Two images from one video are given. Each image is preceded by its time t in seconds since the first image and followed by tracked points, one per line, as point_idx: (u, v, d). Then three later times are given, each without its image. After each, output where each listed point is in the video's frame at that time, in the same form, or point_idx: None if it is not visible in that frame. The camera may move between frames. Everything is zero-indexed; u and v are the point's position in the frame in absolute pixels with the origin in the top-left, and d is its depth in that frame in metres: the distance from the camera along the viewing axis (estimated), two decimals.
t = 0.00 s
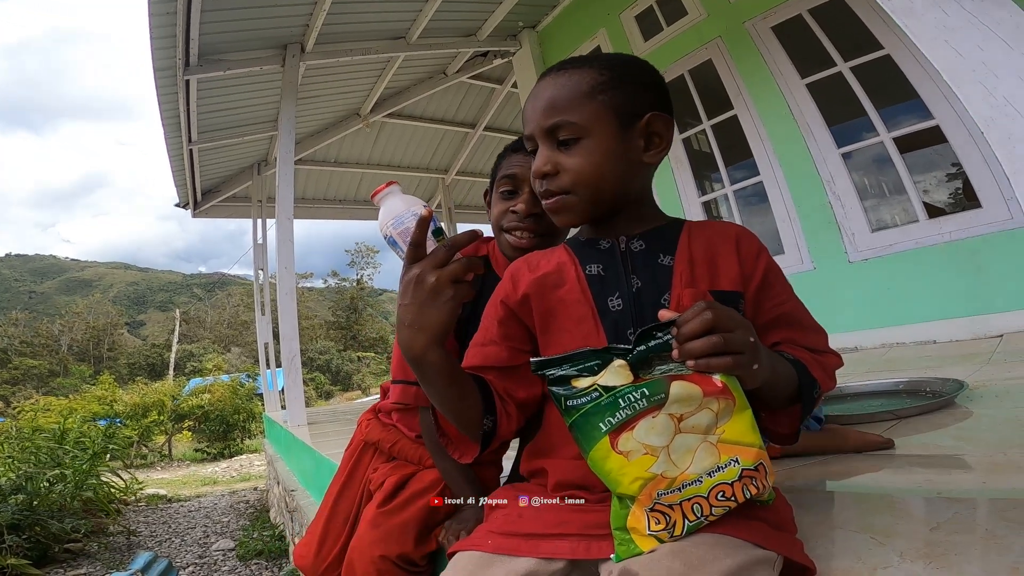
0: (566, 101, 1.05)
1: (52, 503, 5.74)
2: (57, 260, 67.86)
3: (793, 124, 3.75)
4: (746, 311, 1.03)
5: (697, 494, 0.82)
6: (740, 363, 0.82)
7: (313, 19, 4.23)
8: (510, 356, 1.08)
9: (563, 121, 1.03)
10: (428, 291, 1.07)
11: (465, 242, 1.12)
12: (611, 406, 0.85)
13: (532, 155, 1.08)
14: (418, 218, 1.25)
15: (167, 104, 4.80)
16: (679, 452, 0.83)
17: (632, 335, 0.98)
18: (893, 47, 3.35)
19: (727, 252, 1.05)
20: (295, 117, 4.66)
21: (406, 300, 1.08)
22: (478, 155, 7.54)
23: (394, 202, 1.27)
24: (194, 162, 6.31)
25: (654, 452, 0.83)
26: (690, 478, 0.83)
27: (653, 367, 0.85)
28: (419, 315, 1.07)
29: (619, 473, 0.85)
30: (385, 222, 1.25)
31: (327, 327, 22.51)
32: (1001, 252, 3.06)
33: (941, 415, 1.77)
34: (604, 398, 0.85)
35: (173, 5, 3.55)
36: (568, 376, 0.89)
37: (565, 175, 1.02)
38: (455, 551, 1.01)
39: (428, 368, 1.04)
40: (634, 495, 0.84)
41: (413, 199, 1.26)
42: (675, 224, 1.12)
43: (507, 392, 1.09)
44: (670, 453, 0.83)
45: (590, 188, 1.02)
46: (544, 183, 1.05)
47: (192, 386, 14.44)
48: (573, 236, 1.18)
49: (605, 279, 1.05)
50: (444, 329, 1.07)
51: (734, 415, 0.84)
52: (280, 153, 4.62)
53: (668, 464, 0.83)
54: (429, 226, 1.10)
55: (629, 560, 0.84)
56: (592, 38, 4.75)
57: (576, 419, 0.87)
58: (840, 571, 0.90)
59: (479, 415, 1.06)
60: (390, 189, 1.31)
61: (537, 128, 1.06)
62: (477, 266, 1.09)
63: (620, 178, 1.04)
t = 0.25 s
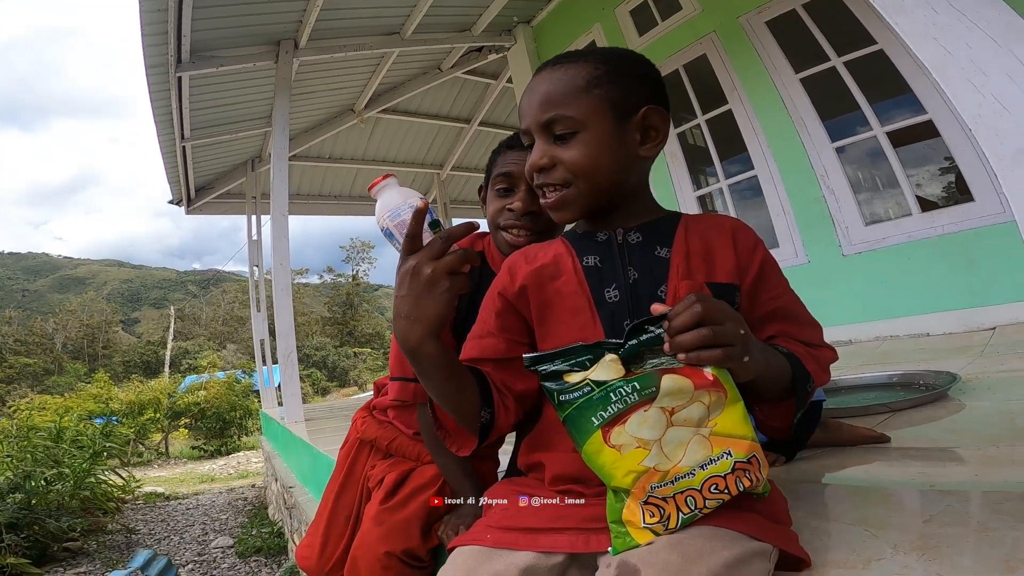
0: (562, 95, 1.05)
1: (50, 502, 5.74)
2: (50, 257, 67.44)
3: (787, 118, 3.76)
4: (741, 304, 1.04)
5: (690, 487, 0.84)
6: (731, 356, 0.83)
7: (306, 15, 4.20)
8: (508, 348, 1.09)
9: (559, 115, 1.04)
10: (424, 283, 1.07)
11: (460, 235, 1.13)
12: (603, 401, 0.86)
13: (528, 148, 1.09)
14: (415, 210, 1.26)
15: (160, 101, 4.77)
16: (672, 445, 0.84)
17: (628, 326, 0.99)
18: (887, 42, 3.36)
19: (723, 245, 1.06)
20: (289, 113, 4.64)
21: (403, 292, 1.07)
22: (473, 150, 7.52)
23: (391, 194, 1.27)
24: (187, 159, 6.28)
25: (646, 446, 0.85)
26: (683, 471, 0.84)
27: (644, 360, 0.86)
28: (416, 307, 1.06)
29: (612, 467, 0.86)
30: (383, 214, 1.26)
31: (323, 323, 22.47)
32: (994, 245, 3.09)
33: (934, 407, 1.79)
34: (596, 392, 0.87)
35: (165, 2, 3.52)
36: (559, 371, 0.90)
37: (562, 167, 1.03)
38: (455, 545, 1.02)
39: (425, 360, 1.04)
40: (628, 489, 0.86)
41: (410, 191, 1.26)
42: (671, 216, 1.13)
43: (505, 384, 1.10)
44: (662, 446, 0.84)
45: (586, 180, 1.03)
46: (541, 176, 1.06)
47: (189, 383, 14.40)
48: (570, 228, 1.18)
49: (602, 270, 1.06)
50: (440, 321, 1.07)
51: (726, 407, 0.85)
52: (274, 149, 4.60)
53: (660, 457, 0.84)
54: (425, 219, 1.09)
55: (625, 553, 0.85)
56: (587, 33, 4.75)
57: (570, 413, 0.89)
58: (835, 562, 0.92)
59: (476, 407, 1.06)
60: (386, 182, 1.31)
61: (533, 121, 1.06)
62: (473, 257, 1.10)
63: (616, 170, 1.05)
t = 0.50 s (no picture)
0: (558, 86, 1.06)
1: (48, 501, 5.74)
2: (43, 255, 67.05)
3: (782, 113, 3.77)
4: (741, 298, 1.06)
5: (691, 482, 0.85)
6: (733, 350, 0.84)
7: (300, 12, 4.18)
8: (506, 341, 1.09)
9: (555, 105, 1.04)
10: (421, 276, 1.07)
11: (457, 228, 1.12)
12: (605, 395, 0.88)
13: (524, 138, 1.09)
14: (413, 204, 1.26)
15: (153, 98, 4.74)
16: (673, 440, 0.86)
17: (627, 320, 1.00)
18: (881, 38, 3.36)
19: (722, 238, 1.07)
20: (284, 110, 4.62)
21: (400, 286, 1.07)
22: (468, 146, 7.51)
23: (389, 187, 1.28)
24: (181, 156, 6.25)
25: (649, 441, 0.86)
26: (685, 466, 0.85)
27: (646, 355, 0.87)
28: (413, 301, 1.07)
29: (614, 462, 0.87)
30: (381, 207, 1.27)
31: (319, 319, 22.44)
32: (988, 239, 3.10)
33: (928, 401, 1.81)
34: (599, 386, 0.89)
35: None
36: (562, 365, 0.92)
37: (558, 156, 1.03)
38: (454, 540, 1.02)
39: (422, 354, 1.06)
40: (630, 484, 0.87)
41: (408, 185, 1.27)
42: (671, 210, 1.14)
43: (503, 377, 1.10)
44: (665, 441, 0.86)
45: (580, 171, 1.04)
46: (535, 166, 1.06)
47: (185, 381, 14.38)
48: (567, 221, 1.19)
49: (600, 263, 1.06)
50: (437, 315, 1.07)
51: (727, 403, 0.86)
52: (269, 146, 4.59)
53: (662, 452, 0.86)
54: (422, 213, 1.09)
55: (626, 548, 0.86)
56: (582, 28, 4.74)
57: (573, 408, 0.91)
58: (832, 556, 0.93)
59: (475, 400, 1.07)
60: (385, 175, 1.32)
61: (530, 111, 1.07)
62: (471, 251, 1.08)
63: (612, 161, 1.05)
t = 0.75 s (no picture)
0: (546, 82, 1.06)
1: (44, 500, 5.73)
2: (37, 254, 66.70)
3: (778, 110, 3.78)
4: (735, 295, 1.06)
5: (683, 481, 0.85)
6: (725, 349, 0.85)
7: (294, 10, 4.17)
8: (500, 340, 1.10)
9: (543, 102, 1.05)
10: (411, 278, 1.06)
11: (448, 228, 1.12)
12: (597, 394, 0.88)
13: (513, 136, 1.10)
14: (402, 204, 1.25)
15: (146, 96, 4.72)
16: (665, 440, 0.85)
17: (621, 318, 1.00)
18: (876, 35, 3.37)
19: (716, 236, 1.07)
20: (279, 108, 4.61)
21: (390, 287, 1.07)
22: (464, 143, 7.50)
23: (377, 186, 1.27)
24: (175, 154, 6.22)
25: (640, 440, 0.86)
26: (676, 466, 0.85)
27: (640, 353, 0.89)
28: (403, 302, 1.06)
29: (606, 461, 0.87)
30: (369, 208, 1.26)
31: (316, 317, 22.40)
32: (982, 235, 3.12)
33: (923, 397, 1.82)
34: (591, 385, 0.88)
35: None
36: (554, 365, 0.93)
37: (546, 153, 1.04)
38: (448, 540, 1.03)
39: (414, 355, 1.05)
40: (622, 483, 0.87)
41: (397, 184, 1.26)
42: (665, 207, 1.14)
43: (497, 376, 1.10)
44: (656, 441, 0.86)
45: (568, 167, 1.04)
46: (524, 164, 1.06)
47: (181, 379, 14.35)
48: (561, 219, 1.19)
49: (594, 262, 1.07)
50: (429, 315, 1.06)
51: (720, 401, 0.87)
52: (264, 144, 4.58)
53: (654, 451, 0.86)
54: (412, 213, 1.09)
55: (620, 547, 0.86)
56: (578, 25, 4.73)
57: (563, 407, 0.90)
58: (827, 553, 0.94)
59: (469, 399, 1.07)
60: (373, 174, 1.31)
61: (518, 108, 1.08)
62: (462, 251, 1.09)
63: (602, 157, 1.05)
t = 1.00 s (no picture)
0: (538, 84, 1.06)
1: (41, 501, 5.71)
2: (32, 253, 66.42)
3: (773, 108, 3.79)
4: (731, 293, 1.07)
5: (683, 479, 0.86)
6: (724, 347, 0.85)
7: (290, 8, 4.16)
8: (497, 341, 1.10)
9: (536, 104, 1.05)
10: (405, 282, 1.06)
11: (441, 231, 1.11)
12: (597, 391, 0.88)
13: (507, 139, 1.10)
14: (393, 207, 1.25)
15: (141, 95, 4.70)
16: (665, 438, 0.86)
17: (619, 318, 1.00)
18: (871, 33, 3.38)
19: (713, 235, 1.08)
20: (275, 107, 4.60)
21: (385, 292, 1.07)
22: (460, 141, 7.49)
23: (368, 191, 1.27)
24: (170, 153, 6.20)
25: (639, 437, 0.86)
26: (676, 463, 0.86)
27: (638, 351, 0.89)
28: (398, 304, 1.06)
29: (605, 458, 0.88)
30: (361, 212, 1.26)
31: (313, 316, 22.38)
32: (976, 232, 3.14)
33: (919, 394, 1.83)
34: (590, 382, 0.88)
35: None
36: (553, 362, 0.93)
37: (541, 155, 1.04)
38: (447, 540, 1.03)
39: (410, 357, 1.05)
40: (621, 481, 0.87)
41: (387, 188, 1.26)
42: (661, 206, 1.14)
43: (496, 377, 1.11)
44: (656, 438, 0.86)
45: (564, 169, 1.04)
46: (519, 166, 1.06)
47: (178, 379, 14.31)
48: (555, 219, 1.19)
49: (590, 262, 1.07)
50: (425, 317, 1.07)
51: (720, 400, 0.87)
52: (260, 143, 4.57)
53: (653, 449, 0.86)
54: (405, 218, 1.09)
55: (618, 545, 0.87)
56: (575, 23, 4.73)
57: (563, 404, 0.91)
58: (824, 551, 0.94)
59: (468, 401, 1.07)
60: (364, 180, 1.32)
61: (512, 111, 1.08)
62: (454, 253, 1.09)
63: (597, 158, 1.06)
